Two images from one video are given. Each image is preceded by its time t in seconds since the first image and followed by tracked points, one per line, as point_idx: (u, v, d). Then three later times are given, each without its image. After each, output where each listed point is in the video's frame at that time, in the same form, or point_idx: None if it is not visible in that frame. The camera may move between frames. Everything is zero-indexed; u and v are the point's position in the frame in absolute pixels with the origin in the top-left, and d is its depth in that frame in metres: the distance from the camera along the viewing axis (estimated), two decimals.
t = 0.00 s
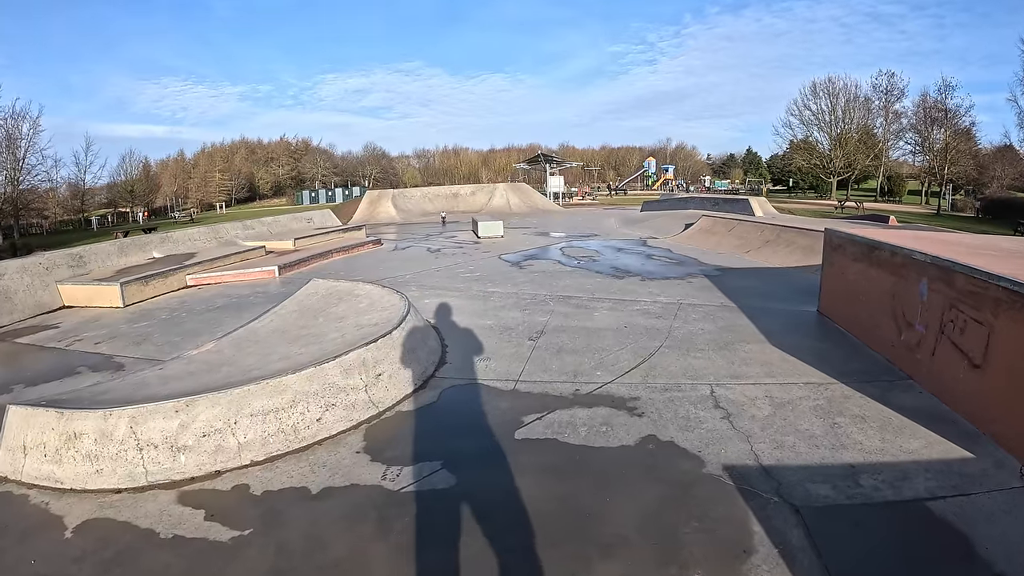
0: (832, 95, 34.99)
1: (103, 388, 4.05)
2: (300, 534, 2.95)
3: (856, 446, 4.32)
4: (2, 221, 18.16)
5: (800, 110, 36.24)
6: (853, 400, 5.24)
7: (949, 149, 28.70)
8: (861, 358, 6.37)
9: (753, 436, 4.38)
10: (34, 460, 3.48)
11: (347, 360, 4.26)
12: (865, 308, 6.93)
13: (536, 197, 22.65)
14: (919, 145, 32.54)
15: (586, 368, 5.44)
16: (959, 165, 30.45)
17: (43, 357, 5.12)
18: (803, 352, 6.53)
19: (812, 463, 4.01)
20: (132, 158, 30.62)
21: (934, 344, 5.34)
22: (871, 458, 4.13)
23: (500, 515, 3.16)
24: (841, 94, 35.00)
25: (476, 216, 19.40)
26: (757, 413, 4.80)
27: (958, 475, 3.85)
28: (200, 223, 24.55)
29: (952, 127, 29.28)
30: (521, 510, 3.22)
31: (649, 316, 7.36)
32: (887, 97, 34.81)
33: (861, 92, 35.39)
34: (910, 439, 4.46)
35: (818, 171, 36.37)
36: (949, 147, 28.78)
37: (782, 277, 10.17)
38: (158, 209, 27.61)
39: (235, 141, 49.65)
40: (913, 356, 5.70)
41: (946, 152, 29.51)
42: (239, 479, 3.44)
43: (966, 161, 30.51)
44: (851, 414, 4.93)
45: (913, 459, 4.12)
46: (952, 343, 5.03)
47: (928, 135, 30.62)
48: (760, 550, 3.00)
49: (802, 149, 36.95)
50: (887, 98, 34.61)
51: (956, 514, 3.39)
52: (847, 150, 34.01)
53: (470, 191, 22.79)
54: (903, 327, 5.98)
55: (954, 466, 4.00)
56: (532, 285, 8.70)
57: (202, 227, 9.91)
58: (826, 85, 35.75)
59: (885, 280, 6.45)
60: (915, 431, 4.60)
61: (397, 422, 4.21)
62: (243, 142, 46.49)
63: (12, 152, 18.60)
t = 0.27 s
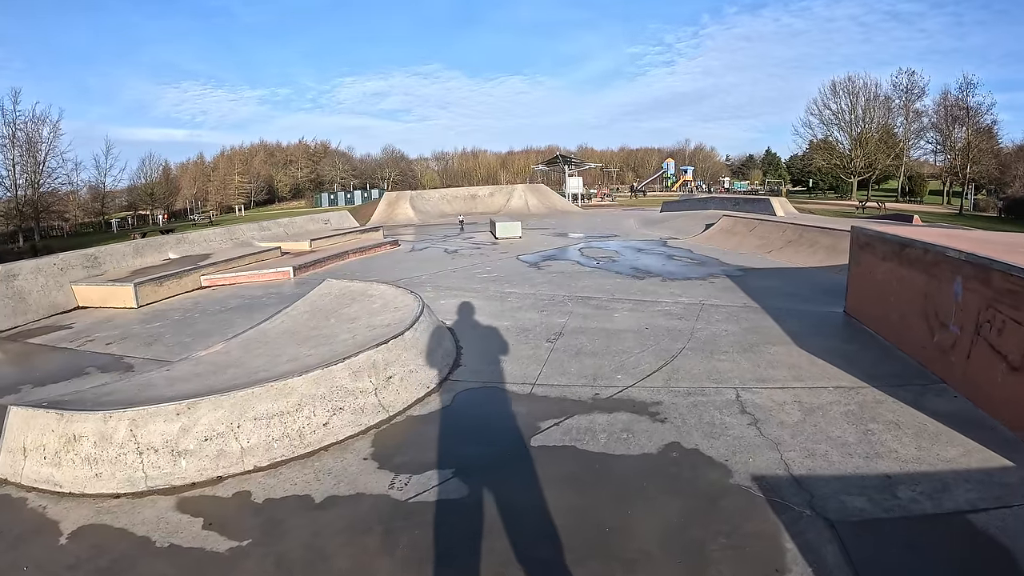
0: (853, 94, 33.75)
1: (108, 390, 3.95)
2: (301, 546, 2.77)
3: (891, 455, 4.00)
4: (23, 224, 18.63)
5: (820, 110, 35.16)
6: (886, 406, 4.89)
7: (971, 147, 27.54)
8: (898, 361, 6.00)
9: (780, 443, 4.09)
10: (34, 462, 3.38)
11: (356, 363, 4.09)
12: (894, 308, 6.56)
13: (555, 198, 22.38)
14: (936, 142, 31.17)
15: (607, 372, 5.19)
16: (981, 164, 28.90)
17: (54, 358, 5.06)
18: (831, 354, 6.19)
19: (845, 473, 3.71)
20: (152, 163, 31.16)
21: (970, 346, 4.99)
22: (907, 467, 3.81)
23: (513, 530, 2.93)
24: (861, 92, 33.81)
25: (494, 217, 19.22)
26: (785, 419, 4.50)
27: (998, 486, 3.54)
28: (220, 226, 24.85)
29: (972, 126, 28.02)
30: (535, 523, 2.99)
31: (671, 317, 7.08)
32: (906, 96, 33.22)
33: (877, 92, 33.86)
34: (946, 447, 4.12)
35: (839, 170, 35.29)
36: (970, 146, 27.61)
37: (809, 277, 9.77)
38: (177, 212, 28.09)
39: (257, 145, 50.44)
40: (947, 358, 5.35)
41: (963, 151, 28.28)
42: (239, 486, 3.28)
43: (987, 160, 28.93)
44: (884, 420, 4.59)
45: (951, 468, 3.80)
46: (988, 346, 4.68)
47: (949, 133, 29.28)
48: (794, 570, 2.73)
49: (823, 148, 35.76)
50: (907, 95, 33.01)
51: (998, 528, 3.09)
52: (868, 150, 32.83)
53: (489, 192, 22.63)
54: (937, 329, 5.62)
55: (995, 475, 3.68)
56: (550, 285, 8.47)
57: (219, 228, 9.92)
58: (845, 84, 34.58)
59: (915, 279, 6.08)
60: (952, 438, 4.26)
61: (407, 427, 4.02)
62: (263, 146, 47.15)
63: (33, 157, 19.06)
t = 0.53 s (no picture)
0: (864, 95, 32.92)
1: (97, 387, 3.96)
2: (273, 549, 2.71)
3: (898, 463, 3.82)
4: (38, 225, 19.12)
5: (832, 111, 34.41)
6: (894, 411, 4.70)
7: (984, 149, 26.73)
8: (910, 365, 5.77)
9: (782, 451, 3.93)
10: (18, 458, 3.38)
11: (342, 363, 4.05)
12: (905, 310, 6.33)
13: (564, 200, 22.24)
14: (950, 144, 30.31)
15: (603, 374, 5.07)
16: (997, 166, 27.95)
17: (53, 356, 5.11)
18: (838, 357, 5.98)
19: (848, 483, 3.54)
20: (166, 165, 31.76)
21: (982, 347, 4.77)
22: (915, 476, 3.63)
23: (493, 538, 2.82)
24: (873, 93, 33.05)
25: (503, 218, 19.16)
26: (788, 425, 4.33)
27: (1014, 498, 3.34)
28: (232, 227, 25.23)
29: (986, 127, 27.20)
30: (517, 532, 2.88)
31: (674, 318, 6.93)
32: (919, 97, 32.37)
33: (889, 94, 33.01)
34: (958, 455, 3.92)
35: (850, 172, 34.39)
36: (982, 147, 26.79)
37: (822, 278, 9.50)
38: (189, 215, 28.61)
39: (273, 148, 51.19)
40: (958, 361, 5.12)
41: (976, 153, 27.45)
42: (217, 486, 3.25)
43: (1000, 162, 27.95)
44: (892, 426, 4.40)
45: (962, 478, 3.60)
46: (1002, 347, 4.46)
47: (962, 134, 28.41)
48: None
49: (836, 150, 34.89)
50: (920, 97, 32.16)
51: (1012, 544, 2.90)
52: (880, 151, 31.95)
53: (498, 194, 22.59)
54: (949, 330, 5.39)
55: (1008, 486, 3.48)
56: (552, 286, 8.37)
57: (225, 229, 10.02)
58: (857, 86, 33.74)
59: (926, 278, 5.86)
60: (964, 445, 4.05)
61: (393, 429, 3.95)
62: (279, 150, 47.81)
63: (45, 159, 19.54)
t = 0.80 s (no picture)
0: (866, 93, 32.62)
1: (87, 385, 4.01)
2: (252, 548, 2.75)
3: (887, 467, 3.81)
4: (37, 223, 19.28)
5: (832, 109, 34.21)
6: (885, 412, 4.69)
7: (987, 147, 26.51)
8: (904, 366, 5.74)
9: (768, 453, 3.93)
10: (6, 455, 3.43)
11: (328, 362, 4.10)
12: (899, 310, 6.30)
13: (563, 199, 22.25)
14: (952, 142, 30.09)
15: (591, 373, 5.08)
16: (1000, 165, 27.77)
17: (47, 354, 5.18)
18: (831, 358, 5.96)
19: (835, 487, 3.54)
20: (167, 163, 31.95)
21: (977, 348, 4.74)
22: (904, 480, 3.62)
23: (472, 540, 2.83)
24: (874, 91, 32.83)
25: (502, 217, 19.18)
26: (775, 426, 4.33)
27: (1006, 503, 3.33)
28: (232, 224, 25.40)
29: (988, 126, 27.05)
30: (498, 535, 2.88)
31: (666, 317, 6.93)
32: (920, 96, 32.17)
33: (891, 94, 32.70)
34: (949, 458, 3.92)
35: (851, 170, 34.14)
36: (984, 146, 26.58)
37: (819, 277, 9.46)
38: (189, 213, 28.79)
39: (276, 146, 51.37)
40: (953, 362, 5.09)
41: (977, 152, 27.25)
42: (200, 483, 3.29)
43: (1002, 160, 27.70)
44: (882, 428, 4.39)
45: (954, 483, 3.59)
46: (997, 348, 4.43)
47: (964, 132, 28.22)
48: None
49: (836, 149, 34.74)
50: (921, 96, 31.96)
51: (1001, 552, 2.89)
52: (881, 150, 31.70)
53: (497, 193, 22.60)
54: (944, 331, 5.36)
55: (1000, 491, 3.47)
56: (547, 285, 8.38)
57: (222, 228, 10.08)
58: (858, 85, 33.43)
59: (922, 278, 5.82)
60: (956, 448, 4.04)
61: (379, 428, 3.98)
62: (281, 148, 47.99)
63: (45, 158, 19.69)
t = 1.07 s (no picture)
0: (865, 91, 32.57)
1: (92, 381, 4.12)
2: (252, 534, 2.86)
3: (871, 457, 3.93)
4: (37, 223, 19.35)
5: (832, 107, 34.27)
6: (872, 405, 4.80)
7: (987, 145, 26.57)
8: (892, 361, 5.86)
9: (754, 443, 4.04)
10: (14, 448, 3.55)
11: (326, 357, 4.20)
12: (889, 306, 6.40)
13: (562, 196, 22.35)
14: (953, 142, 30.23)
15: (584, 368, 5.19)
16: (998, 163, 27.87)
17: (52, 352, 5.29)
18: (821, 352, 6.07)
19: (819, 477, 3.65)
20: (167, 162, 32.02)
21: (963, 343, 4.85)
22: (886, 471, 3.74)
23: (464, 527, 2.94)
24: (874, 89, 32.87)
25: (501, 214, 19.29)
26: (762, 418, 4.44)
27: (987, 494, 3.43)
28: (232, 223, 25.49)
29: (988, 124, 27.16)
30: (490, 523, 2.99)
31: (660, 313, 7.04)
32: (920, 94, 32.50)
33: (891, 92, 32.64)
34: (932, 450, 4.03)
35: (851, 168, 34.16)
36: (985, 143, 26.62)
37: (813, 274, 9.57)
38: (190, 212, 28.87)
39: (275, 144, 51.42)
40: (940, 357, 5.20)
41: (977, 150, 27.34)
42: (203, 473, 3.40)
43: (1000, 157, 27.82)
44: (868, 420, 4.50)
45: (936, 474, 3.70)
46: (982, 343, 4.53)
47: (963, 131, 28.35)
48: None
49: (836, 147, 34.78)
50: (921, 93, 32.19)
51: (979, 541, 2.99)
52: (881, 148, 31.76)
53: (497, 190, 22.70)
54: (931, 326, 5.46)
55: (982, 482, 3.57)
56: (543, 282, 8.48)
57: (223, 226, 10.19)
58: (858, 82, 33.46)
59: (911, 274, 5.92)
60: (939, 441, 4.15)
61: (375, 420, 4.10)
62: (281, 147, 48.06)
63: (45, 158, 19.77)
